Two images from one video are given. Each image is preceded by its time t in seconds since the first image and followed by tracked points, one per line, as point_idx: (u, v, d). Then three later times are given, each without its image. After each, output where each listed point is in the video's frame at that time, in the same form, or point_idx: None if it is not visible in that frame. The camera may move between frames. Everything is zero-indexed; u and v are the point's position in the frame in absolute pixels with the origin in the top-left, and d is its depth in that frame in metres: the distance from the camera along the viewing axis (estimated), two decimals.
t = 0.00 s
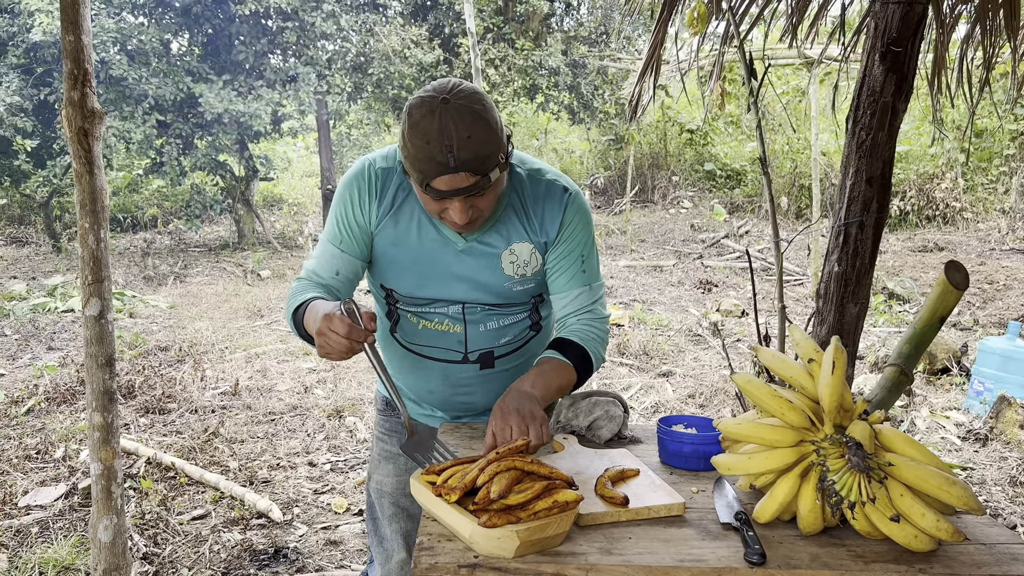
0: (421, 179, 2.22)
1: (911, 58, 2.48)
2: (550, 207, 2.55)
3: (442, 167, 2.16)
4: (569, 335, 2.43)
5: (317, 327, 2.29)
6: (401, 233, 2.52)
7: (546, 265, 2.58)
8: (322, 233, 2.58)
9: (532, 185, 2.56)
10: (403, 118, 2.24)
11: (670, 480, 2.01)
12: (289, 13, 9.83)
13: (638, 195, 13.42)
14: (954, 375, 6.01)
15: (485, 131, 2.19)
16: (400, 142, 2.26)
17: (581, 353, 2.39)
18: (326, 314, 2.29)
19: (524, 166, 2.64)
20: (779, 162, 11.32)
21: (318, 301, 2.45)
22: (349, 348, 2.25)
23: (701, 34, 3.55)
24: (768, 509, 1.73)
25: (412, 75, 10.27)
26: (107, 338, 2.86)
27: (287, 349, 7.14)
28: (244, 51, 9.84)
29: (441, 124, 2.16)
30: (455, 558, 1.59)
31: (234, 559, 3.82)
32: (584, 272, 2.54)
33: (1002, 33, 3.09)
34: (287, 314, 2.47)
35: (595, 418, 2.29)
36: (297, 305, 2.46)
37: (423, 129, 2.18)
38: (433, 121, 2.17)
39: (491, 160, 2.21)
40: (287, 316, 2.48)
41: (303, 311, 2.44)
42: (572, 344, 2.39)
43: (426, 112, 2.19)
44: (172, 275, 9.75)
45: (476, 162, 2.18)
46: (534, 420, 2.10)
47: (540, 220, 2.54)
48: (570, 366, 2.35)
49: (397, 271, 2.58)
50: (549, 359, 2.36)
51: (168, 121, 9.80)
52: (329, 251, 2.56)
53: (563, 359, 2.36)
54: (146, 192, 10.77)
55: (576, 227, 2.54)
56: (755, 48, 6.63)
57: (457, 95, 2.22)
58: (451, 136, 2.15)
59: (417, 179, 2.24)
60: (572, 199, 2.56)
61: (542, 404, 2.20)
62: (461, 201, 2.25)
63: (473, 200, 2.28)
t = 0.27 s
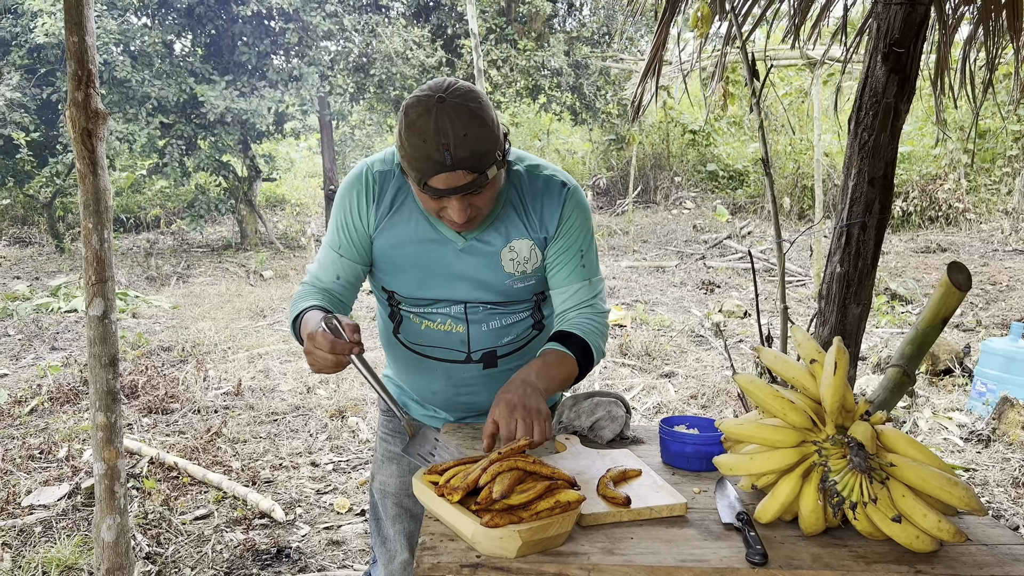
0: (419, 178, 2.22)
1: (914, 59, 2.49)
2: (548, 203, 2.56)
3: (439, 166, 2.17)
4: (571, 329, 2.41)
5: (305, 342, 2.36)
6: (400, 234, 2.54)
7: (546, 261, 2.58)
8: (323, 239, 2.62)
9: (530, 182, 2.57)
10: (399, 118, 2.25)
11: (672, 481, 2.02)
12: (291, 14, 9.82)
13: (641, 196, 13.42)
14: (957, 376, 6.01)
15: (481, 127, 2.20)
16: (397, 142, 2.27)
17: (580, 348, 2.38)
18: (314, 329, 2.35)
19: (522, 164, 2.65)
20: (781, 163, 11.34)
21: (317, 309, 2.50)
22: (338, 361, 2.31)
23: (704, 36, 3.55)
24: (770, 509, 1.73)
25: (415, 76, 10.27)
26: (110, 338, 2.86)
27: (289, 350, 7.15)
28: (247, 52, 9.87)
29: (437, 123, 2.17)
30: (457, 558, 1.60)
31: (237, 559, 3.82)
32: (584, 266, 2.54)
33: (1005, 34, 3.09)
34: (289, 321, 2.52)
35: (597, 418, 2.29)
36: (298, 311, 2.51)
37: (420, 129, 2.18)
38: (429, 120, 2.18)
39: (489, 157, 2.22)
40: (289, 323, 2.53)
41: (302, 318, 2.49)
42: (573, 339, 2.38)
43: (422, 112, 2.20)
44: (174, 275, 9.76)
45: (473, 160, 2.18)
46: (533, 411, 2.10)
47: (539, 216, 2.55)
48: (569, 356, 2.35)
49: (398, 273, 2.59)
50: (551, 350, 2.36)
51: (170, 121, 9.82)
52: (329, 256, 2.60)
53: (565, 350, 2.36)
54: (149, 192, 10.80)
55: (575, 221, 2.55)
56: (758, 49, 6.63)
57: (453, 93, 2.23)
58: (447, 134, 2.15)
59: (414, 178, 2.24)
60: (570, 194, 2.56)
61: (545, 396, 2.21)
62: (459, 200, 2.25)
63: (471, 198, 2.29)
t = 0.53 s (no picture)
0: (414, 180, 2.23)
1: (916, 60, 2.49)
2: (545, 201, 2.55)
3: (433, 167, 2.18)
4: (566, 330, 2.41)
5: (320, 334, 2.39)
6: (398, 237, 2.54)
7: (544, 259, 2.58)
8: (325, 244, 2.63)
9: (526, 180, 2.57)
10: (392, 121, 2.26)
11: (674, 481, 2.02)
12: (293, 14, 9.90)
13: (643, 197, 13.43)
14: (959, 377, 6.02)
15: (473, 127, 2.20)
16: (391, 144, 2.28)
17: (577, 349, 2.37)
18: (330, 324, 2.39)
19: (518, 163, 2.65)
20: (783, 164, 11.37)
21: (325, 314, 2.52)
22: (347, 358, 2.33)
23: (705, 38, 3.55)
24: (772, 509, 1.73)
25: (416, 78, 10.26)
26: (113, 338, 2.87)
27: (291, 350, 7.17)
28: (249, 52, 9.92)
29: (429, 124, 2.17)
30: (459, 558, 1.60)
31: (239, 559, 3.83)
32: (581, 264, 2.53)
33: (1007, 34, 3.09)
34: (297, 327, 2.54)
35: (599, 419, 2.29)
36: (305, 317, 2.53)
37: (413, 130, 2.19)
38: (421, 121, 2.18)
39: (482, 157, 2.22)
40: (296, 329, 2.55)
41: (310, 324, 2.51)
42: (572, 338, 2.38)
43: (415, 113, 2.21)
44: (177, 276, 9.78)
45: (467, 160, 2.19)
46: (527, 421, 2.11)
47: (535, 215, 2.55)
48: (567, 359, 2.34)
49: (398, 275, 2.60)
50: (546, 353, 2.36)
51: (172, 122, 9.84)
52: (331, 261, 2.62)
53: (561, 355, 2.35)
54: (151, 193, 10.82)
55: (571, 219, 2.54)
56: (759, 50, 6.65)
57: (445, 94, 2.23)
58: (440, 135, 2.16)
59: (409, 180, 2.25)
60: (566, 192, 2.56)
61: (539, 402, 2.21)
62: (454, 200, 2.26)
63: (467, 198, 2.29)
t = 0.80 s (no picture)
0: (413, 177, 2.23)
1: (918, 61, 2.48)
2: (545, 199, 2.55)
3: (432, 163, 2.18)
4: (573, 321, 2.42)
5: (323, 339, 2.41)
6: (399, 238, 2.55)
7: (545, 257, 2.58)
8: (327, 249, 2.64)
9: (527, 178, 2.56)
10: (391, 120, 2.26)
11: (676, 482, 2.02)
12: (295, 14, 9.96)
13: (645, 198, 13.43)
14: (961, 378, 6.01)
15: (471, 122, 2.20)
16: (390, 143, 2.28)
17: (586, 338, 2.38)
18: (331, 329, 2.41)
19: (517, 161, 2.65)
20: (786, 165, 11.38)
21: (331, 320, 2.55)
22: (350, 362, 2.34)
23: (708, 39, 3.55)
24: (774, 510, 1.73)
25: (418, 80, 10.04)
26: (116, 339, 2.88)
27: (293, 351, 7.18)
28: (251, 52, 9.94)
29: (428, 121, 2.18)
30: (462, 559, 1.60)
31: (241, 560, 3.83)
32: (584, 260, 2.52)
33: (1009, 35, 3.09)
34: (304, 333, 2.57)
35: (602, 420, 2.30)
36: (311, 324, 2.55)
37: (412, 127, 2.19)
38: (420, 118, 2.19)
39: (481, 153, 2.22)
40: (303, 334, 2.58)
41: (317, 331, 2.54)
42: (575, 332, 2.38)
43: (414, 111, 2.21)
44: (178, 277, 9.79)
45: (466, 156, 2.19)
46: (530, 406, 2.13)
47: (536, 212, 2.54)
48: (574, 348, 2.35)
49: (400, 277, 2.61)
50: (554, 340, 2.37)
51: (175, 122, 9.85)
52: (333, 265, 2.63)
53: (570, 341, 2.36)
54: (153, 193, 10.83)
55: (572, 215, 2.54)
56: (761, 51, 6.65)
57: (444, 91, 2.24)
58: (438, 131, 2.16)
59: (409, 178, 2.25)
60: (567, 188, 2.56)
61: (548, 390, 2.22)
62: (454, 197, 2.25)
63: (466, 196, 2.29)
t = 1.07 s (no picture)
0: (411, 177, 2.23)
1: (920, 62, 2.48)
2: (545, 198, 2.56)
3: (430, 163, 2.18)
4: (577, 314, 2.44)
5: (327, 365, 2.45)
6: (399, 241, 2.55)
7: (546, 256, 2.58)
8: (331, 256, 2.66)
9: (525, 178, 2.57)
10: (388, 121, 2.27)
11: (678, 484, 2.02)
12: (297, 16, 9.96)
13: (646, 199, 13.43)
14: (962, 379, 6.00)
15: (468, 122, 2.21)
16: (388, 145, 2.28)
17: (590, 333, 2.40)
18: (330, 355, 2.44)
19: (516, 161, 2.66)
20: (787, 165, 11.39)
21: (341, 328, 2.58)
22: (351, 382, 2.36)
23: (709, 40, 3.55)
24: (777, 512, 1.73)
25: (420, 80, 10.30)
26: (118, 340, 2.88)
27: (295, 352, 7.18)
28: (253, 53, 9.96)
29: (425, 121, 2.18)
30: (464, 560, 1.60)
31: (242, 561, 3.83)
32: (585, 257, 2.53)
33: (1011, 36, 3.09)
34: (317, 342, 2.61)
35: (603, 421, 2.29)
36: (322, 333, 2.59)
37: (409, 128, 2.20)
38: (418, 119, 2.19)
39: (479, 152, 2.23)
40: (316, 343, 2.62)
41: (328, 339, 2.57)
42: (578, 326, 2.40)
43: (411, 111, 2.21)
44: (180, 277, 9.79)
45: (464, 156, 2.19)
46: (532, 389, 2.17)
47: (536, 211, 2.55)
48: (576, 337, 2.37)
49: (400, 281, 2.61)
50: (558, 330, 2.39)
51: (177, 122, 9.85)
52: (337, 271, 2.65)
53: (572, 330, 2.38)
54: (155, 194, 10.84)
55: (572, 214, 2.55)
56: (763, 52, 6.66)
57: (441, 91, 2.24)
58: (436, 131, 2.16)
59: (407, 179, 2.25)
60: (566, 187, 2.56)
61: (549, 374, 2.26)
62: (452, 198, 2.26)
63: (464, 197, 2.29)
